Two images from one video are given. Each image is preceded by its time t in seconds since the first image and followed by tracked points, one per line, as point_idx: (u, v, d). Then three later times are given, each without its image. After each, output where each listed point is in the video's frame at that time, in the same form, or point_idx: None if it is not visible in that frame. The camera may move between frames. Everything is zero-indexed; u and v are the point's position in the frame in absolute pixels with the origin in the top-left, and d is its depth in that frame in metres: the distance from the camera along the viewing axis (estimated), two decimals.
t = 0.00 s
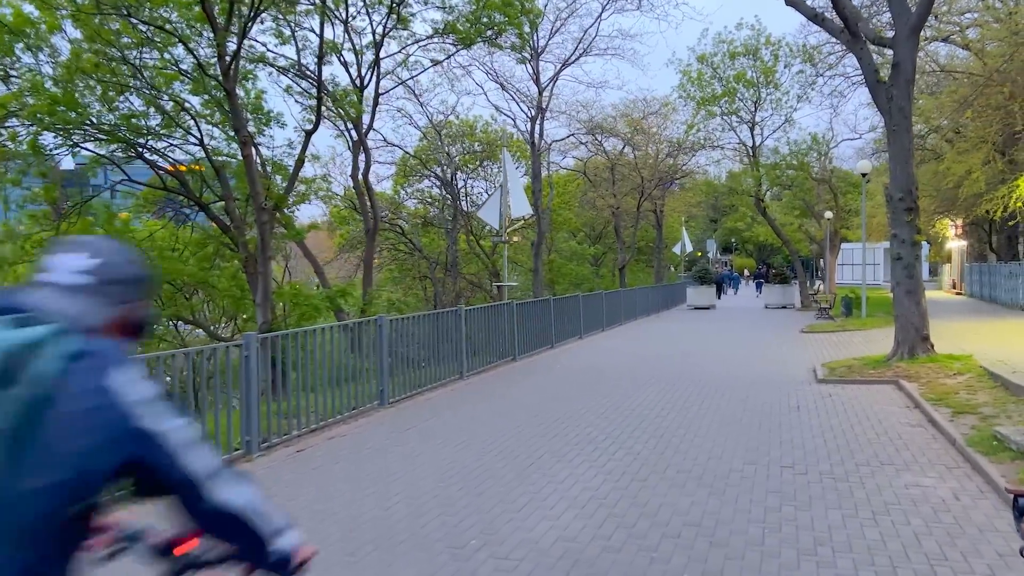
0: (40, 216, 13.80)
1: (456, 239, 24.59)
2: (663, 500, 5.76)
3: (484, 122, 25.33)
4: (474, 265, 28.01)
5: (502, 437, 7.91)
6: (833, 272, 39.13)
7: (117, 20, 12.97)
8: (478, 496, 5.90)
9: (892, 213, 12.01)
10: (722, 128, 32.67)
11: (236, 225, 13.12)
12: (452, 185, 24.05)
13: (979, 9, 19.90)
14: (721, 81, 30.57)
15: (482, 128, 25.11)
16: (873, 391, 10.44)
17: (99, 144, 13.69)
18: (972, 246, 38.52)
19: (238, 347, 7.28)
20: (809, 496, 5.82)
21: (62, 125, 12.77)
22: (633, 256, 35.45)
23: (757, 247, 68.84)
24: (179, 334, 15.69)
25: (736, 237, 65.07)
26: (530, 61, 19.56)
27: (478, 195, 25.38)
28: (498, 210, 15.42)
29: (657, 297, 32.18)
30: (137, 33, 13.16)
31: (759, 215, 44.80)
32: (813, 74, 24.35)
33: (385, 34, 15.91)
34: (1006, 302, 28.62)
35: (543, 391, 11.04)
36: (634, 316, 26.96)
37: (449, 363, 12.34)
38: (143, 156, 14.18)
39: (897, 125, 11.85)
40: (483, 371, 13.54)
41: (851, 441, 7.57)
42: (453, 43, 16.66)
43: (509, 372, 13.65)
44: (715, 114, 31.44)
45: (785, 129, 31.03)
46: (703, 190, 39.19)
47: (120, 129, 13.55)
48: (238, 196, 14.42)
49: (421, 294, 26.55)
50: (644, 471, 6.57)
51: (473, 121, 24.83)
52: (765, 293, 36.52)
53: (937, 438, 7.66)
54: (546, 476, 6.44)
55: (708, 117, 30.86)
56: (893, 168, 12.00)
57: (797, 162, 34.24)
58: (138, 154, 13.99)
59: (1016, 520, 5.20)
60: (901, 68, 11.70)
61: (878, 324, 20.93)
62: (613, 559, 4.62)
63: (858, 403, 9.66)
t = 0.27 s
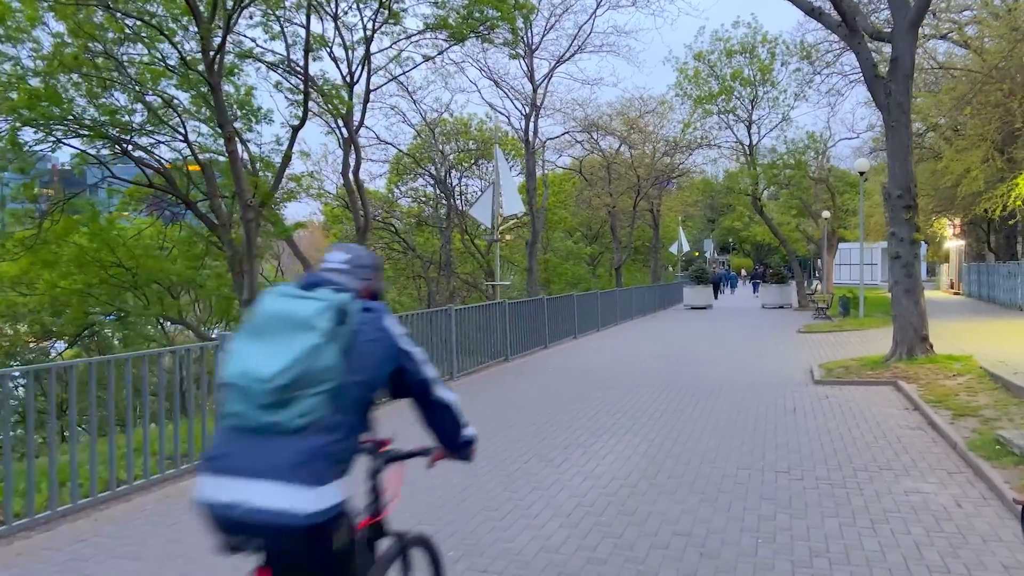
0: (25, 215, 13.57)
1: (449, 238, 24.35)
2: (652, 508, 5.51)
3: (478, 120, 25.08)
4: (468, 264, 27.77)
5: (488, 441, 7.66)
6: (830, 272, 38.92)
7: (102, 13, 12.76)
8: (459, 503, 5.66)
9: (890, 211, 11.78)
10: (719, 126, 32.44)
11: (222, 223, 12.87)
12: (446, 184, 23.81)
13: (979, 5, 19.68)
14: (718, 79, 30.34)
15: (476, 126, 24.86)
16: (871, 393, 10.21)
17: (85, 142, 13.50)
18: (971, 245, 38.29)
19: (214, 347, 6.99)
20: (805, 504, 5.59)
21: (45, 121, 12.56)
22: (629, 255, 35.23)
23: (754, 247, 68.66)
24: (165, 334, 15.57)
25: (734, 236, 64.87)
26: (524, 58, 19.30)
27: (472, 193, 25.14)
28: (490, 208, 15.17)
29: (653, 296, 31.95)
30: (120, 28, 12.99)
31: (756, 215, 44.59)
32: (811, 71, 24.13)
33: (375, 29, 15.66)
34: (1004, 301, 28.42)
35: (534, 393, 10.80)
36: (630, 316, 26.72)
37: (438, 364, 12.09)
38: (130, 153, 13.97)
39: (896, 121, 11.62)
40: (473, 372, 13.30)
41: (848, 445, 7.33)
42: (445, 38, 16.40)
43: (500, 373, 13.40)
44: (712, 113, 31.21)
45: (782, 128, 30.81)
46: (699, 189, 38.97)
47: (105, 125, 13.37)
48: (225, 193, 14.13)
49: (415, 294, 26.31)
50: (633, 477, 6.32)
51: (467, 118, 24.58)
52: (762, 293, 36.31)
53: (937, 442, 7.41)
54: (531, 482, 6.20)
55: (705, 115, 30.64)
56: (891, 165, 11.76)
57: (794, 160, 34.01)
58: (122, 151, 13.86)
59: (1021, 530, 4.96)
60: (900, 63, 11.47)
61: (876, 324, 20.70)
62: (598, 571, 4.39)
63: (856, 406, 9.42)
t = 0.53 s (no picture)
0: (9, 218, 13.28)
1: (445, 238, 24.08)
2: (646, 524, 5.25)
3: (475, 119, 24.86)
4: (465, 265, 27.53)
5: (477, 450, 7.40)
6: (830, 273, 38.66)
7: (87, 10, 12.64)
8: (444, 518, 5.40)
9: (892, 212, 11.53)
10: (718, 126, 32.22)
11: (209, 225, 12.61)
12: (442, 184, 23.55)
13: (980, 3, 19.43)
14: (716, 78, 30.11)
15: (471, 126, 24.62)
16: (872, 398, 9.96)
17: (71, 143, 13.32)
18: (971, 246, 38.05)
19: (191, 354, 6.72)
20: (805, 519, 5.34)
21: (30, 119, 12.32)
22: (627, 256, 34.97)
23: (753, 247, 68.46)
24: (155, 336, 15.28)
25: (733, 237, 64.65)
26: (520, 56, 19.05)
27: (468, 193, 24.89)
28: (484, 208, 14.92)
29: (652, 297, 31.69)
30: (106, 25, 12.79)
31: (755, 215, 44.36)
32: (811, 70, 23.87)
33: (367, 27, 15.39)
34: (1005, 302, 28.19)
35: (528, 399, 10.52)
36: (628, 317, 26.48)
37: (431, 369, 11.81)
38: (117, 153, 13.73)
39: (898, 119, 11.36)
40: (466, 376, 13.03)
41: (850, 455, 7.07)
42: (439, 36, 16.14)
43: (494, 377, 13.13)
44: (711, 112, 30.97)
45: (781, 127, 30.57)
46: (698, 190, 38.74)
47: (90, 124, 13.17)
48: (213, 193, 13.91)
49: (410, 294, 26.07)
50: (627, 489, 6.05)
51: (463, 118, 24.34)
52: (761, 293, 36.05)
53: (943, 450, 7.15)
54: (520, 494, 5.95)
55: (704, 115, 30.40)
56: (893, 166, 11.52)
57: (793, 160, 33.76)
58: (109, 151, 13.67)
59: None
60: (902, 60, 11.22)
61: (876, 326, 20.46)
62: None
63: (857, 411, 9.18)
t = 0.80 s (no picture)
0: None
1: (441, 237, 23.83)
2: (645, 531, 5.01)
3: (473, 117, 24.62)
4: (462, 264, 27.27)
5: (470, 453, 7.15)
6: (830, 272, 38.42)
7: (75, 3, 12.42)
8: (432, 523, 5.15)
9: (896, 208, 11.29)
10: (717, 124, 31.99)
11: (199, 223, 12.37)
12: (439, 183, 23.32)
13: None
14: (716, 76, 29.88)
15: (469, 123, 24.37)
16: (877, 398, 9.72)
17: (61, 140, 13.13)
18: (972, 245, 37.82)
19: (172, 352, 6.48)
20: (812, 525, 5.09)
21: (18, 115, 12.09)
22: (626, 255, 34.71)
23: (753, 247, 68.26)
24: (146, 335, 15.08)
25: (732, 236, 64.44)
26: (517, 52, 18.78)
27: (465, 192, 24.64)
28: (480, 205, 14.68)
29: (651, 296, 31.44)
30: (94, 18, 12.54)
31: (755, 215, 44.13)
32: (812, 67, 23.63)
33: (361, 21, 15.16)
34: (1007, 302, 27.96)
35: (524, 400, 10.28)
36: (627, 316, 26.23)
37: (426, 368, 11.57)
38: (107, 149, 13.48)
39: (903, 113, 11.11)
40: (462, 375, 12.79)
41: (857, 457, 6.83)
42: (435, 31, 15.90)
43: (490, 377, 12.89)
44: (710, 111, 30.73)
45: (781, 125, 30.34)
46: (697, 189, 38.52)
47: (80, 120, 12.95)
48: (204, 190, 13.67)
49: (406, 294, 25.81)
50: (625, 493, 5.80)
51: (460, 116, 24.09)
52: (761, 293, 35.80)
53: (951, 452, 6.91)
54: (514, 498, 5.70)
55: (703, 113, 30.17)
56: (897, 161, 11.27)
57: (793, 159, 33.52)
58: (97, 146, 13.44)
59: None
60: (906, 52, 10.97)
61: (878, 325, 20.21)
62: None
63: (862, 412, 8.94)
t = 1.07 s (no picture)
0: None
1: (439, 238, 23.54)
2: (647, 551, 4.73)
3: (471, 117, 24.34)
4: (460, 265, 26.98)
5: (463, 465, 6.86)
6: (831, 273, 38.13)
7: None
8: (421, 543, 4.89)
9: (903, 209, 11.01)
10: (717, 124, 31.73)
11: (187, 224, 12.09)
12: (436, 183, 23.04)
13: None
14: (717, 76, 29.61)
15: (467, 123, 24.09)
16: (884, 405, 9.45)
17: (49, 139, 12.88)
18: (975, 245, 37.53)
19: (152, 359, 6.21)
20: (822, 545, 4.82)
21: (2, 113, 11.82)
22: (625, 256, 34.41)
23: (754, 247, 67.97)
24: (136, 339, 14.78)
25: (732, 237, 64.17)
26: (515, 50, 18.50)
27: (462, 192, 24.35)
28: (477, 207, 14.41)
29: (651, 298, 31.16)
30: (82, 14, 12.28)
31: (756, 215, 43.86)
32: (813, 67, 23.37)
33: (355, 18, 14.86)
34: (1011, 303, 27.66)
35: (521, 407, 10.01)
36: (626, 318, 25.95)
37: (421, 374, 11.29)
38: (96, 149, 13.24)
39: (910, 113, 10.83)
40: (458, 381, 12.51)
41: (866, 469, 6.57)
42: (431, 29, 15.61)
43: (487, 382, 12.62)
44: (711, 110, 30.45)
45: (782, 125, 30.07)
46: (697, 189, 38.26)
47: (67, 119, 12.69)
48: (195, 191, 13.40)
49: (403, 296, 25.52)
50: (625, 510, 5.53)
51: (458, 115, 23.80)
52: (762, 294, 35.52)
53: (965, 464, 6.64)
54: (509, 516, 5.42)
55: (703, 112, 29.89)
56: (904, 161, 11.00)
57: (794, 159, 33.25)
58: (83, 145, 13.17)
59: None
60: (913, 50, 10.69)
61: (882, 328, 19.92)
62: None
63: (868, 420, 8.67)
